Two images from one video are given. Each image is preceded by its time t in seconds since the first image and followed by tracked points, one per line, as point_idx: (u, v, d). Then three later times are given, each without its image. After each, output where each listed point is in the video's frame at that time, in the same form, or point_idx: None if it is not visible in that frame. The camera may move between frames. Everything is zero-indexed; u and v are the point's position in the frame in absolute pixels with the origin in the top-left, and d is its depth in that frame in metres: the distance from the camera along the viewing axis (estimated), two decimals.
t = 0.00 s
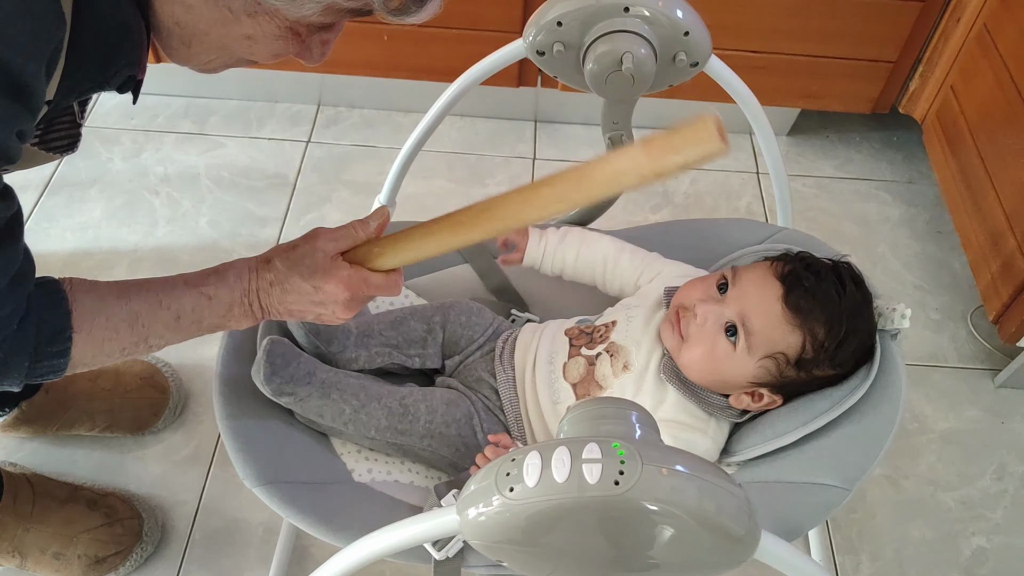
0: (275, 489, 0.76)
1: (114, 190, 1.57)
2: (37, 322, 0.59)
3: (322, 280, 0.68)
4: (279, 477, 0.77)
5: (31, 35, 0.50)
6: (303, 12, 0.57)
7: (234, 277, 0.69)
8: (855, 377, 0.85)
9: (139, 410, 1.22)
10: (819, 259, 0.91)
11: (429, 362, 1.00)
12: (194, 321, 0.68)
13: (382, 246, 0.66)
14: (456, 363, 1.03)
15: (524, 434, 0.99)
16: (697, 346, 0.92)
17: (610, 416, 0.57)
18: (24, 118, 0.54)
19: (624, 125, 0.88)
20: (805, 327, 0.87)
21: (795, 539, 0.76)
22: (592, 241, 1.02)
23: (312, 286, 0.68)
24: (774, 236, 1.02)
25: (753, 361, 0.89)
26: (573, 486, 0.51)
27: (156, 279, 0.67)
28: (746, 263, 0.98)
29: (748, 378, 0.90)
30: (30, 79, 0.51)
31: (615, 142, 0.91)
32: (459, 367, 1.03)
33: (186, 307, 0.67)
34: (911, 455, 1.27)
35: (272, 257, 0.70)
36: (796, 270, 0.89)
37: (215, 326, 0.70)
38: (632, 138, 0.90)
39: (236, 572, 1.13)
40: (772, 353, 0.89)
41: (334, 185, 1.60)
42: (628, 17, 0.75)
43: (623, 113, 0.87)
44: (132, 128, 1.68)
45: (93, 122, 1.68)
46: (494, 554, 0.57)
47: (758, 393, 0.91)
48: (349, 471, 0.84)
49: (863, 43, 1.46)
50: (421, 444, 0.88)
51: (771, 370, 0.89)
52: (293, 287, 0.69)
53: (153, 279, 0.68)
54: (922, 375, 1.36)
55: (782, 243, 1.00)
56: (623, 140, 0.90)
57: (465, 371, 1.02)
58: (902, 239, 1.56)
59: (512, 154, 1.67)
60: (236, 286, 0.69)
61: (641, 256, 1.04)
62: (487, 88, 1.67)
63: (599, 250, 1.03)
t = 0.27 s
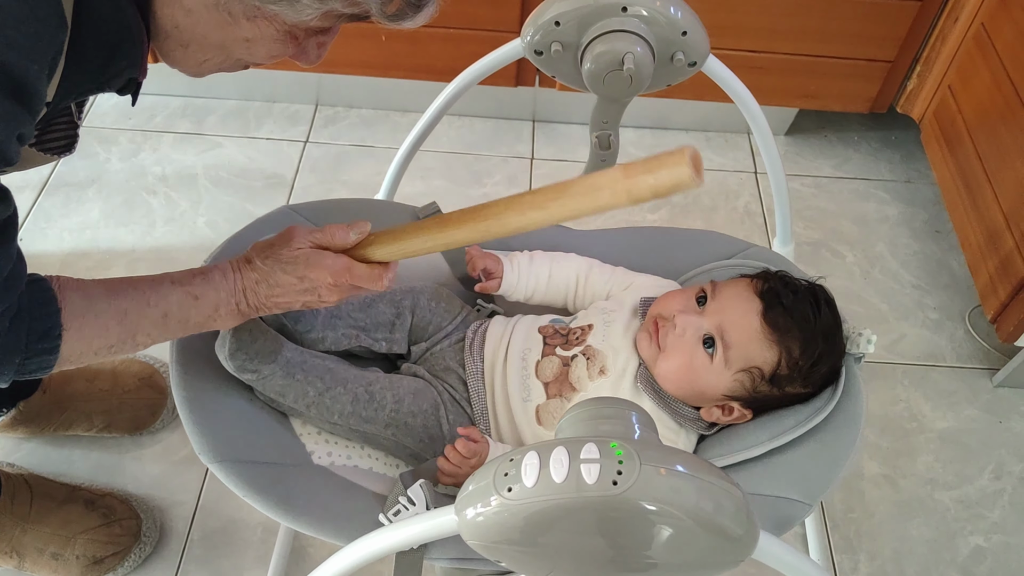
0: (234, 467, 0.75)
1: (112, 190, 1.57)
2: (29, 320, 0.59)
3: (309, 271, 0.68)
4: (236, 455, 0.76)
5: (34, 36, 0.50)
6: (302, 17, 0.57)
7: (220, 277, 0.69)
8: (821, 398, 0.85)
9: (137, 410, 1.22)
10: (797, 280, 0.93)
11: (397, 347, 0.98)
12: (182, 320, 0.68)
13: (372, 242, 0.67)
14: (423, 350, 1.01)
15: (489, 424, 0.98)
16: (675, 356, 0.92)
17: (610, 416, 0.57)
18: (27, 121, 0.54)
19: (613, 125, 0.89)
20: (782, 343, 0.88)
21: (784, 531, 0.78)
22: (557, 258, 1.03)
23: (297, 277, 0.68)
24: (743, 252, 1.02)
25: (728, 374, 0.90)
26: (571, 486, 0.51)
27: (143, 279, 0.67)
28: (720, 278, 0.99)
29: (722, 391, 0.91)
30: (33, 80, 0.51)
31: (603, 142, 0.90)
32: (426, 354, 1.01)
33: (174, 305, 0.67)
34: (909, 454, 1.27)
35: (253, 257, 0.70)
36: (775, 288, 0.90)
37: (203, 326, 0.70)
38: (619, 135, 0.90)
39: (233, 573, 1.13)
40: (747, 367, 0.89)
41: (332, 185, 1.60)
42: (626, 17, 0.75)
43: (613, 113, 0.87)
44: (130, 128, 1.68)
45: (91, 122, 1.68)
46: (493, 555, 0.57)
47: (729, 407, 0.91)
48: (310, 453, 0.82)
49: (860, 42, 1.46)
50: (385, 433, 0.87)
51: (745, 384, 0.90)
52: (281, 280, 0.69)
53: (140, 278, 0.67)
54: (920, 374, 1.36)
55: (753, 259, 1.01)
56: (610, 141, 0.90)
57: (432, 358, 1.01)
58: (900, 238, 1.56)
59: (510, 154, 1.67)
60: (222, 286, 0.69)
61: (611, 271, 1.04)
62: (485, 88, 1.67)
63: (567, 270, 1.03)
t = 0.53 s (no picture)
0: (245, 473, 0.75)
1: (110, 190, 1.57)
2: (69, 359, 0.59)
3: (365, 334, 0.70)
4: (250, 464, 0.76)
5: (42, 28, 0.50)
6: (300, 14, 0.57)
7: (270, 338, 0.67)
8: (831, 391, 0.86)
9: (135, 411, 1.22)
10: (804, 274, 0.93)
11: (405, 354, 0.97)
12: (225, 376, 0.67)
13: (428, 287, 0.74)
14: (430, 354, 1.02)
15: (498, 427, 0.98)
16: (684, 352, 0.92)
17: (607, 416, 0.57)
18: (40, 113, 0.52)
19: (613, 125, 0.89)
20: (791, 337, 0.88)
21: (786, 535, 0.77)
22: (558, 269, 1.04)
23: (352, 340, 0.70)
24: (750, 247, 1.01)
25: (739, 368, 0.90)
26: (569, 486, 0.51)
27: (189, 333, 0.66)
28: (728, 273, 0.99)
29: (733, 385, 0.91)
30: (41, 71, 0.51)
31: (603, 143, 0.91)
32: (433, 358, 1.02)
33: (220, 361, 0.66)
34: (907, 455, 1.27)
35: (309, 318, 0.69)
36: (784, 282, 0.91)
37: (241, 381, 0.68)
38: (620, 136, 0.91)
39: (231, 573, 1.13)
40: (757, 360, 0.90)
41: (330, 186, 1.60)
42: (624, 18, 0.75)
43: (613, 113, 0.87)
44: (128, 129, 1.68)
45: (89, 122, 1.68)
46: (491, 555, 0.57)
47: (739, 402, 0.92)
48: (321, 460, 0.81)
49: (858, 43, 1.46)
50: (394, 439, 0.85)
51: (756, 378, 0.90)
52: (332, 344, 0.70)
53: (181, 330, 0.66)
54: (919, 374, 1.36)
55: (760, 255, 1.00)
56: (610, 140, 0.91)
57: (438, 362, 1.01)
58: (897, 239, 1.57)
59: (508, 154, 1.67)
60: (270, 347, 0.67)
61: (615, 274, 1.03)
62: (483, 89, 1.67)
63: (573, 278, 1.04)
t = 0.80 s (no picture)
0: (289, 499, 0.77)
1: (107, 191, 1.57)
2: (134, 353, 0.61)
3: (394, 352, 0.76)
4: (295, 490, 0.78)
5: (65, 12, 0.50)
6: (300, 16, 0.57)
7: (312, 345, 0.71)
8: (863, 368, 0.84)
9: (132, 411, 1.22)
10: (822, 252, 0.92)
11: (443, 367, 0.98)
12: (273, 382, 0.70)
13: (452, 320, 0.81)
14: (462, 369, 1.04)
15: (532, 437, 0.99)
16: (705, 343, 0.92)
17: (604, 417, 0.57)
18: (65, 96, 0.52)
19: (621, 126, 0.89)
20: (811, 316, 0.86)
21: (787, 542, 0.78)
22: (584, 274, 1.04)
23: (382, 356, 0.75)
24: (775, 232, 1.01)
25: (761, 354, 0.89)
26: (566, 486, 0.51)
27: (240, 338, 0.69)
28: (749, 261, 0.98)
29: (758, 371, 0.90)
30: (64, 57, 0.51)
31: (614, 144, 0.91)
32: (465, 372, 1.04)
33: (269, 364, 0.69)
34: (905, 455, 1.28)
35: (343, 330, 0.74)
36: (799, 262, 0.89)
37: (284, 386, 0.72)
38: (630, 136, 0.91)
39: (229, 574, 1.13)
40: (779, 344, 0.88)
41: (327, 186, 1.60)
42: (621, 18, 0.75)
43: (618, 114, 0.87)
44: (125, 130, 1.67)
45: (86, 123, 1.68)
46: (488, 555, 0.57)
47: (768, 389, 0.90)
48: (363, 480, 0.83)
49: (855, 45, 1.46)
50: (430, 453, 0.87)
51: (780, 363, 0.88)
52: (365, 358, 0.74)
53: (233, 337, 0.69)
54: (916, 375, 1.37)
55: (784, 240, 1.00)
56: (621, 141, 0.91)
57: (470, 376, 1.03)
58: (895, 239, 1.57)
59: (506, 155, 1.67)
60: (313, 355, 0.71)
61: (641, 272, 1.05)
62: (480, 89, 1.67)
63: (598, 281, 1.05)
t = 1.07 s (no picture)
0: (280, 500, 0.77)
1: (104, 191, 1.56)
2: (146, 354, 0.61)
3: (398, 367, 0.75)
4: (288, 487, 0.78)
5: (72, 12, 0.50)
6: (308, 14, 0.58)
7: (319, 355, 0.72)
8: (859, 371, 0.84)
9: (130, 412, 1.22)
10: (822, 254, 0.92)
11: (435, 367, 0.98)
12: (280, 390, 0.70)
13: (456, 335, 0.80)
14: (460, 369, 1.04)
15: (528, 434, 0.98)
16: (704, 344, 0.92)
17: (603, 417, 0.57)
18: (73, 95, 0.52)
19: (618, 127, 0.89)
20: (810, 317, 0.86)
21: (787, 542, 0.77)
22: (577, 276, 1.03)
23: (385, 370, 0.75)
24: (774, 233, 1.01)
25: (760, 354, 0.89)
26: (564, 487, 0.51)
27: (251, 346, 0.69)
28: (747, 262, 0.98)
29: (756, 373, 0.89)
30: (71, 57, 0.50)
31: (611, 145, 0.91)
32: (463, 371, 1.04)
33: (278, 372, 0.69)
34: (901, 456, 1.28)
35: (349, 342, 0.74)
36: (799, 263, 0.90)
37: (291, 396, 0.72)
38: (627, 138, 0.91)
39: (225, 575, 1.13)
40: (778, 345, 0.88)
41: (325, 187, 1.60)
42: (619, 19, 0.75)
43: (616, 116, 0.87)
44: (122, 130, 1.67)
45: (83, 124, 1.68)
46: (486, 556, 0.57)
47: (766, 391, 0.90)
48: (357, 479, 0.84)
49: (852, 45, 1.46)
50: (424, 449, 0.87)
51: (779, 364, 0.88)
52: (369, 372, 0.74)
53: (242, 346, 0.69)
54: (913, 376, 1.37)
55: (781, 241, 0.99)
56: (619, 142, 0.91)
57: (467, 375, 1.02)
58: (892, 241, 1.57)
59: (503, 156, 1.67)
60: (322, 363, 0.71)
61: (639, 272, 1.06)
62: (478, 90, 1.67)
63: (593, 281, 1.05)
